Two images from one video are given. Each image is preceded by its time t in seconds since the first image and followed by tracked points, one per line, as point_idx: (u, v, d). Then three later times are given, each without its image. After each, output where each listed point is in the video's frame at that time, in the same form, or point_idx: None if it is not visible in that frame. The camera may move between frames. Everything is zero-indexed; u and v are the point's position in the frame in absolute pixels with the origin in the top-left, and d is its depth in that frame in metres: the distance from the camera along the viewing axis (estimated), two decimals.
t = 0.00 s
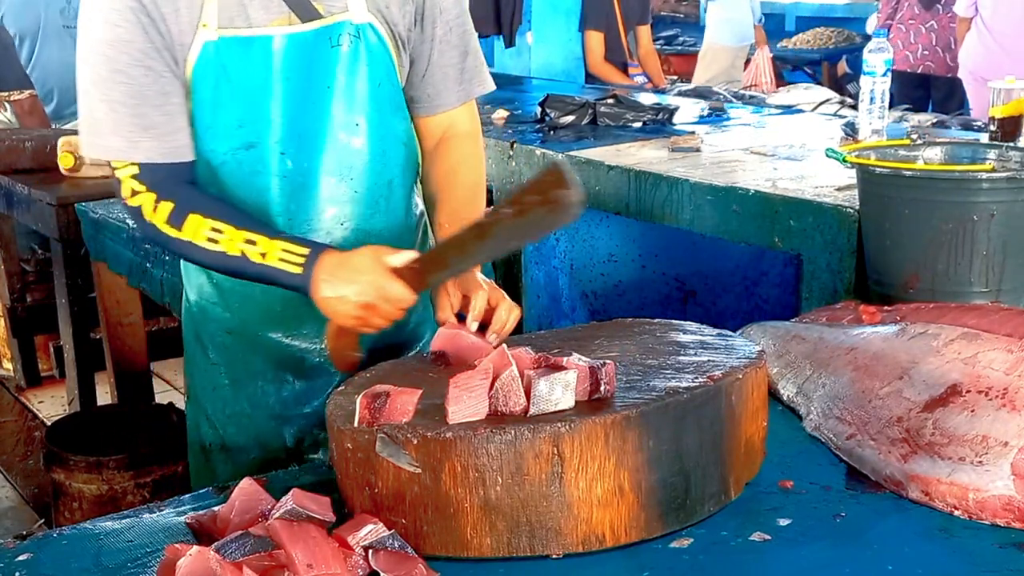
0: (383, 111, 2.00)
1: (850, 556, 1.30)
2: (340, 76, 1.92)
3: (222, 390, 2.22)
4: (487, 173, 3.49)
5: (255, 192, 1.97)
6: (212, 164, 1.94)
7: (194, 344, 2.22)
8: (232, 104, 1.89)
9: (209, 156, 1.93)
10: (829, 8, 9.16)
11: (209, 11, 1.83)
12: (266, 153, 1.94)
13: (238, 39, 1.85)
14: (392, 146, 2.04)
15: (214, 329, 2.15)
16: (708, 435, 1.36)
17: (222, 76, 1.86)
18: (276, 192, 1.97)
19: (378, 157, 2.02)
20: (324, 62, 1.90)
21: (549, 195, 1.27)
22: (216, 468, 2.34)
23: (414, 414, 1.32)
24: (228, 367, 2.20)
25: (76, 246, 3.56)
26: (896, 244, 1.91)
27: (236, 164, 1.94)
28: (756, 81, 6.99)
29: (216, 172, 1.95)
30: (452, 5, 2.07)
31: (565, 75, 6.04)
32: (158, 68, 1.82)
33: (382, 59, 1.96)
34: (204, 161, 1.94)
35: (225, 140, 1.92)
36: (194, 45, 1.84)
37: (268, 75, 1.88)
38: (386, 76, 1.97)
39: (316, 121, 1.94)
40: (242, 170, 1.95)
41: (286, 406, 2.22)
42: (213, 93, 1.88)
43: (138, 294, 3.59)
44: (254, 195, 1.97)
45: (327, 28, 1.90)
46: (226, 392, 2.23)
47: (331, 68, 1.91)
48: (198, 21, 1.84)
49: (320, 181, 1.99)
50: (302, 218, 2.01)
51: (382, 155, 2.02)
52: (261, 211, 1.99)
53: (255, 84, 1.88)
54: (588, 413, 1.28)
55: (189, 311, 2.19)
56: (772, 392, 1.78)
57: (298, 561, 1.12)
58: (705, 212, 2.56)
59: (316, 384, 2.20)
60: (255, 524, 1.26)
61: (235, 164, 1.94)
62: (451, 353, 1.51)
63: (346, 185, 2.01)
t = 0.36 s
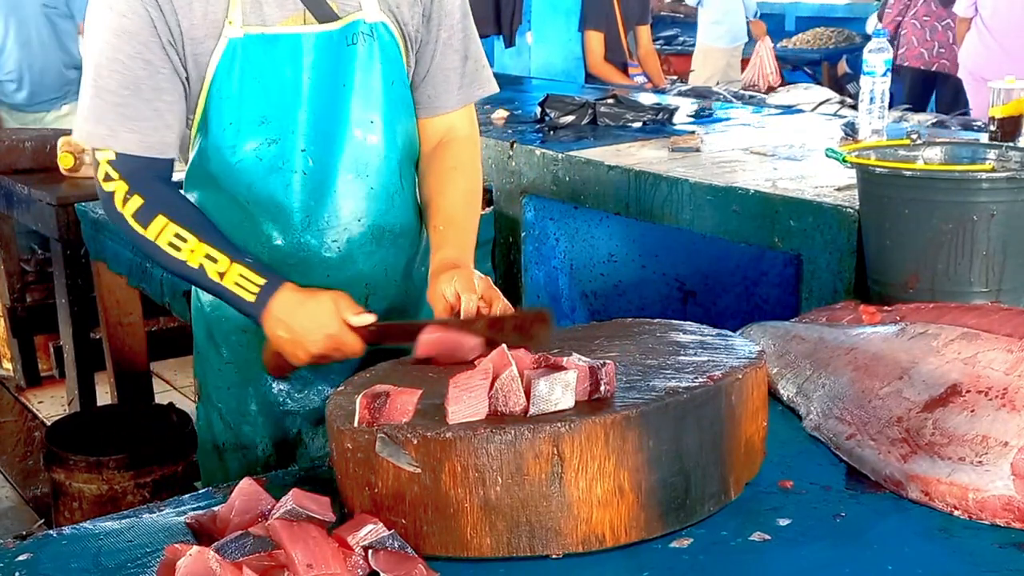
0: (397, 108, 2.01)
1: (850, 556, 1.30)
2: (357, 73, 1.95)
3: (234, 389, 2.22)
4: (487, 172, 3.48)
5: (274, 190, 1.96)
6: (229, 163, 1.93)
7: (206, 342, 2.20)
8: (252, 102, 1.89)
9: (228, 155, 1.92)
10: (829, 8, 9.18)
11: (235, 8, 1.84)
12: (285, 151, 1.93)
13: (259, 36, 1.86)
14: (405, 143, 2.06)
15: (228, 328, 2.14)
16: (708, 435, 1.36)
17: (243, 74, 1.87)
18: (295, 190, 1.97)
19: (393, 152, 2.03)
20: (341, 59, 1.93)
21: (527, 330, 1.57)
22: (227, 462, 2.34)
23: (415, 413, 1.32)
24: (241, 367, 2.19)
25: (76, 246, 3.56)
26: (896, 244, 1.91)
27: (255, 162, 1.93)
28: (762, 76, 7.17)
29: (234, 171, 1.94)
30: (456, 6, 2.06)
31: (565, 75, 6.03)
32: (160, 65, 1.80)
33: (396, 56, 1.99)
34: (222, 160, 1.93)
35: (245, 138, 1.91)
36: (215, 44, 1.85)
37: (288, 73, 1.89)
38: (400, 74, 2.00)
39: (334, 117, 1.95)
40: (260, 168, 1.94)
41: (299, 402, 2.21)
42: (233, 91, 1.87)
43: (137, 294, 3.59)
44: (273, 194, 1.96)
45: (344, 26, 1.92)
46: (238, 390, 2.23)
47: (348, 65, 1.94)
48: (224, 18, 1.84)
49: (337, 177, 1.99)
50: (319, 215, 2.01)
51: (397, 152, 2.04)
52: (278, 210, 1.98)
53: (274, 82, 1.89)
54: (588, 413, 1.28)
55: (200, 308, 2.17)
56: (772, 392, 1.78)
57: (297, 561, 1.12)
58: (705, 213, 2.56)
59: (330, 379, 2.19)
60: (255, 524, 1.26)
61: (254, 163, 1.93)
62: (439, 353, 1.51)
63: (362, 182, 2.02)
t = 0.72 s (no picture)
0: (388, 107, 2.03)
1: (850, 556, 1.30)
2: (349, 72, 1.96)
3: (232, 390, 2.23)
4: (487, 172, 3.48)
5: (268, 189, 1.98)
6: (224, 163, 1.95)
7: (202, 342, 2.22)
8: (245, 103, 1.91)
9: (222, 155, 1.95)
10: (829, 8, 9.17)
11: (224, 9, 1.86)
12: (279, 152, 1.95)
13: (249, 38, 1.88)
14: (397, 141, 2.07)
15: (224, 329, 2.15)
16: (708, 436, 1.36)
17: (236, 76, 1.89)
18: (288, 189, 1.99)
19: (386, 151, 2.05)
20: (332, 59, 1.94)
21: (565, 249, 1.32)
22: (225, 461, 2.34)
23: (416, 413, 1.32)
24: (238, 367, 2.20)
25: (76, 246, 3.56)
26: (896, 244, 1.91)
27: (249, 162, 1.95)
28: (774, 76, 7.12)
29: (228, 171, 1.96)
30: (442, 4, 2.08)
31: (565, 75, 6.01)
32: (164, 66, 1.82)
33: (386, 55, 2.00)
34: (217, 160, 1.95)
35: (238, 138, 1.93)
36: (206, 44, 1.87)
37: (279, 73, 1.90)
38: (390, 72, 2.01)
39: (326, 118, 1.96)
40: (254, 168, 1.96)
41: (296, 401, 2.22)
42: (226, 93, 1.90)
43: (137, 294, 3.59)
44: (268, 193, 1.98)
45: (333, 26, 1.93)
46: (235, 391, 2.23)
47: (339, 65, 1.95)
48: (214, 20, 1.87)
49: (331, 178, 2.01)
50: (314, 214, 2.03)
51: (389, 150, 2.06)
52: (274, 211, 2.00)
53: (266, 85, 1.91)
54: (588, 413, 1.28)
55: (195, 307, 2.19)
56: (772, 392, 1.78)
57: (298, 561, 1.12)
58: (705, 213, 2.56)
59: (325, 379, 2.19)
60: (255, 524, 1.26)
61: (247, 163, 1.95)
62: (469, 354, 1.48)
63: (356, 180, 2.04)
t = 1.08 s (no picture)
0: (376, 113, 2.04)
1: (850, 556, 1.30)
2: (338, 79, 1.98)
3: (214, 395, 2.22)
4: (487, 172, 3.48)
5: (253, 193, 1.99)
6: (208, 166, 1.95)
7: (183, 347, 2.21)
8: (233, 106, 1.91)
9: (207, 158, 1.94)
10: (829, 8, 9.19)
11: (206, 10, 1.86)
12: (266, 156, 1.96)
13: (242, 41, 1.88)
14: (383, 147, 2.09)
15: (207, 334, 2.15)
16: (708, 436, 1.36)
17: (226, 79, 1.89)
18: (274, 193, 1.99)
19: (372, 156, 2.07)
20: (322, 65, 1.96)
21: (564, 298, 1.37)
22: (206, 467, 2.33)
23: (414, 413, 1.32)
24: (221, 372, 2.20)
25: (76, 246, 3.56)
26: (896, 244, 1.91)
27: (234, 165, 1.95)
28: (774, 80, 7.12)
29: (213, 174, 1.96)
30: (430, 15, 2.11)
31: (565, 75, 6.03)
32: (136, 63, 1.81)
33: (377, 62, 2.02)
34: (201, 163, 1.95)
35: (225, 142, 1.93)
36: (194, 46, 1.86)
37: (270, 78, 1.91)
38: (379, 79, 2.03)
39: (314, 123, 1.98)
40: (240, 171, 1.96)
41: (280, 406, 2.23)
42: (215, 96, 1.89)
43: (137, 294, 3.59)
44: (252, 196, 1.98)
45: (324, 32, 1.95)
46: (217, 396, 2.23)
47: (329, 71, 1.97)
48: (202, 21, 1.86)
49: (317, 182, 2.02)
50: (299, 217, 2.04)
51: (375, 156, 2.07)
52: (259, 214, 2.01)
53: (256, 89, 1.91)
54: (588, 413, 1.28)
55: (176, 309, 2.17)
56: (772, 392, 1.78)
57: (297, 561, 1.12)
58: (705, 212, 2.56)
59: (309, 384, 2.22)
60: (255, 524, 1.26)
61: (232, 166, 1.95)
62: (440, 353, 1.51)
63: (342, 185, 2.05)
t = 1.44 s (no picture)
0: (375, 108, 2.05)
1: (850, 556, 1.30)
2: (335, 75, 1.97)
3: (222, 398, 2.22)
4: (487, 173, 3.48)
5: (258, 194, 1.98)
6: (212, 170, 1.94)
7: (188, 350, 2.21)
8: (234, 108, 1.90)
9: (211, 162, 1.94)
10: (830, 8, 9.20)
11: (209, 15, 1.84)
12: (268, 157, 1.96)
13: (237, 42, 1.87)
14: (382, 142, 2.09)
15: (213, 336, 2.15)
16: (707, 435, 1.36)
17: (225, 82, 1.88)
18: (278, 194, 1.99)
19: (373, 152, 2.07)
20: (318, 62, 1.95)
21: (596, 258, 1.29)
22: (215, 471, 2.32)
23: (415, 413, 1.32)
24: (228, 374, 2.19)
25: (76, 246, 3.56)
26: (895, 244, 1.91)
27: (238, 168, 1.95)
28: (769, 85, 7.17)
29: (217, 177, 1.95)
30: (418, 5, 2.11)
31: (565, 75, 6.04)
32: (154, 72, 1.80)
33: (371, 57, 2.01)
34: (205, 167, 1.94)
35: (228, 144, 1.93)
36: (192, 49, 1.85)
37: (268, 78, 1.90)
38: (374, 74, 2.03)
39: (314, 121, 1.97)
40: (244, 173, 1.96)
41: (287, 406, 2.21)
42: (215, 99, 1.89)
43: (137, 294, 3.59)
44: (258, 198, 1.98)
45: (318, 28, 1.93)
46: (226, 399, 2.22)
47: (326, 68, 1.96)
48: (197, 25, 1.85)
49: (320, 181, 2.03)
50: (305, 217, 2.04)
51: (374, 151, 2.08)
52: (264, 216, 2.00)
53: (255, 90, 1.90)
54: (588, 413, 1.28)
55: (178, 312, 2.18)
56: (772, 392, 1.78)
57: (298, 561, 1.12)
58: (705, 212, 2.56)
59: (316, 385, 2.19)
60: (255, 525, 1.26)
61: (237, 169, 1.95)
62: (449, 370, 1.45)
63: (347, 183, 2.06)
